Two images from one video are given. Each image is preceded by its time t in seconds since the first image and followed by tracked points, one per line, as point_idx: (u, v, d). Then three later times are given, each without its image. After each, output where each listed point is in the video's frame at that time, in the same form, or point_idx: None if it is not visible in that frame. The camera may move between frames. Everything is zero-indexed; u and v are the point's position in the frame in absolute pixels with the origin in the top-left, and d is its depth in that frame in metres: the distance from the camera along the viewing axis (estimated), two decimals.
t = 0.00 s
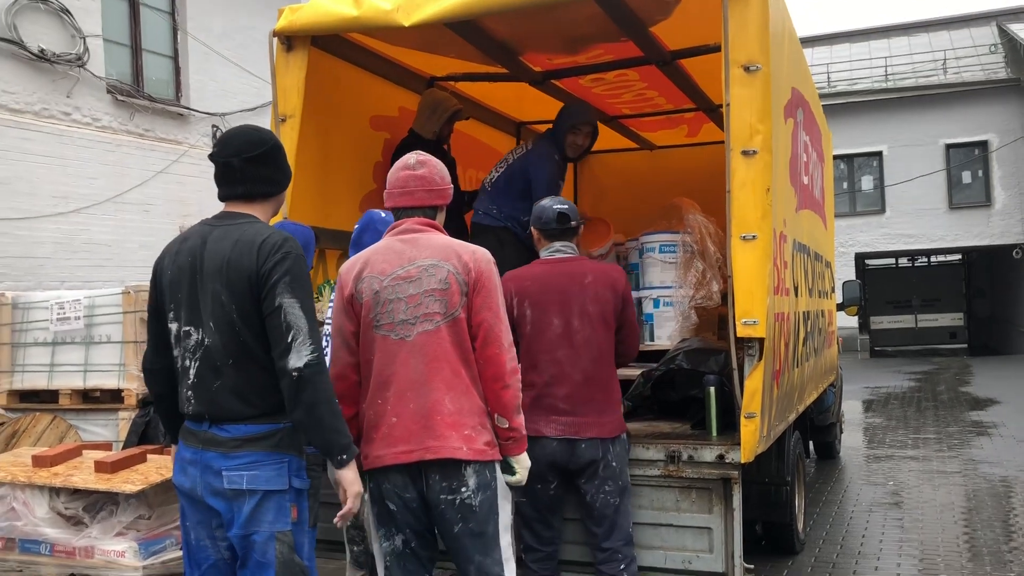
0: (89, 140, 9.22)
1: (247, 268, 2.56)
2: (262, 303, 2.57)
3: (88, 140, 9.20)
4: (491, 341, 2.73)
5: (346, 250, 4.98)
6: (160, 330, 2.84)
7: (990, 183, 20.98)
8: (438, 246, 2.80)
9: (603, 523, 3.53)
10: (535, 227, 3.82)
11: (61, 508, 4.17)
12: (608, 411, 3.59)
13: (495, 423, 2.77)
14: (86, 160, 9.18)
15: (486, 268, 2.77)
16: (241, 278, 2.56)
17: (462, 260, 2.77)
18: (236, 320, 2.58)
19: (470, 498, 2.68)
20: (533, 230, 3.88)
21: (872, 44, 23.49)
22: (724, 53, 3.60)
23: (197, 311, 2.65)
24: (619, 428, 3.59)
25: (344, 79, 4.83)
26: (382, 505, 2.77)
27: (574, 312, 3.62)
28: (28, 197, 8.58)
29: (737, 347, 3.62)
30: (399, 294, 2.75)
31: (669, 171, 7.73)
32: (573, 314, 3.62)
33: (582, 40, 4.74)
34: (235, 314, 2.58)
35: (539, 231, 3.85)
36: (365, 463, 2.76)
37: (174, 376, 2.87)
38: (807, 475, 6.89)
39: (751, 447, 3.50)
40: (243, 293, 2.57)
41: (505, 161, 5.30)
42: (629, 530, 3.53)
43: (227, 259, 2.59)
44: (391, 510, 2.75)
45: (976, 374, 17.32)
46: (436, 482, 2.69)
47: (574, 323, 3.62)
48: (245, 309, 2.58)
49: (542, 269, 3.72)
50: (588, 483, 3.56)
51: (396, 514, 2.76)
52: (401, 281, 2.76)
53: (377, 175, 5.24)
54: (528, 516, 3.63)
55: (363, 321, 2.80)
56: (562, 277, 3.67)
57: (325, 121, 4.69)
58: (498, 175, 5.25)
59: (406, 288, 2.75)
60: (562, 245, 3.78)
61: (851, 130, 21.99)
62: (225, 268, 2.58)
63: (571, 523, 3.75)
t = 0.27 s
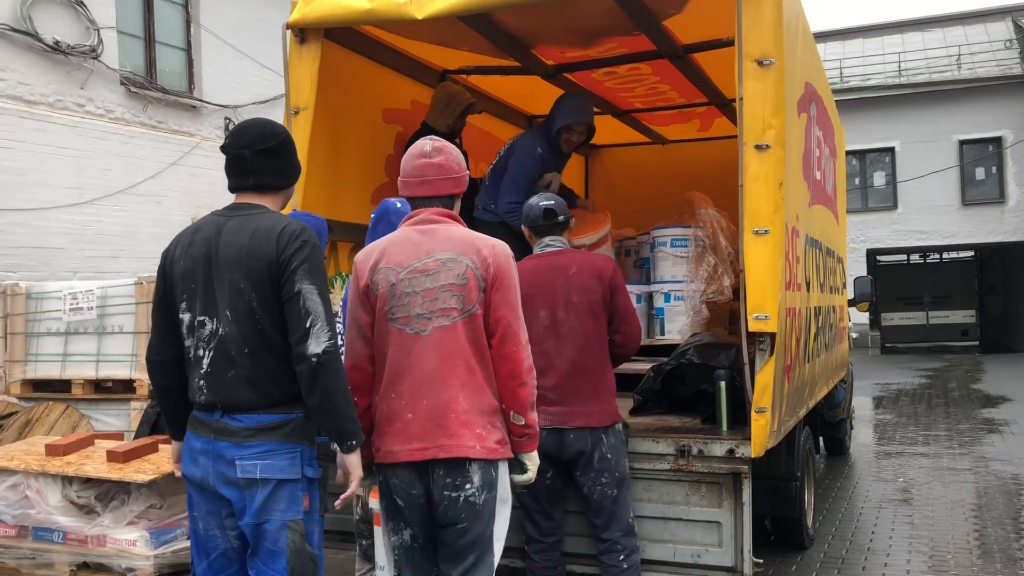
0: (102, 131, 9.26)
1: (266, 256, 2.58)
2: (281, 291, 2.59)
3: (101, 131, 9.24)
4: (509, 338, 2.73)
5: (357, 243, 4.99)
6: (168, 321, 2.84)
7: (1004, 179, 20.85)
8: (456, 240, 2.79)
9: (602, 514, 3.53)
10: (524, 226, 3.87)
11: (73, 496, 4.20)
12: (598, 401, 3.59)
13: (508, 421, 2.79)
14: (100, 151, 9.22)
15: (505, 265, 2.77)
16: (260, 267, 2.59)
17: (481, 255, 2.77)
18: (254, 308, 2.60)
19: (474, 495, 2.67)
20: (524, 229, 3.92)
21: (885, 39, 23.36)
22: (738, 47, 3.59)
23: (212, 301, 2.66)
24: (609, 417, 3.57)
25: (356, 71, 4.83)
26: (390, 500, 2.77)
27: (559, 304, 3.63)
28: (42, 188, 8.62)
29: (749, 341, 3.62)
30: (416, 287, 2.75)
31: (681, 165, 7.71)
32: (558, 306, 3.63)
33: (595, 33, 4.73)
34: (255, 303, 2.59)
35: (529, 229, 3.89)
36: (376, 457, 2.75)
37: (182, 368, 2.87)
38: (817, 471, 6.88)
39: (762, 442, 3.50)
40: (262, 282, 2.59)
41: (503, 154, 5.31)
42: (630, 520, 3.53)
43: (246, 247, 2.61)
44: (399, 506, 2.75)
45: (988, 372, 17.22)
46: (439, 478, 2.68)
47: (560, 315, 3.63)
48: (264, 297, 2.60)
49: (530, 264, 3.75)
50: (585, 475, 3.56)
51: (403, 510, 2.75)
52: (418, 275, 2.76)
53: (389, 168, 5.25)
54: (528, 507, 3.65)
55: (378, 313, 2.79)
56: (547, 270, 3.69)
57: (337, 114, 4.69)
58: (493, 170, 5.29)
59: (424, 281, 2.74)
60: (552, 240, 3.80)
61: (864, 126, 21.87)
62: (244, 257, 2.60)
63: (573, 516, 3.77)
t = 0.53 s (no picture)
0: (105, 130, 9.27)
1: (260, 255, 2.58)
2: (276, 290, 2.59)
3: (103, 130, 9.25)
4: (509, 345, 2.72)
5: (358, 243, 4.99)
6: (165, 323, 2.84)
7: (1006, 181, 20.84)
8: (464, 243, 2.79)
9: (598, 519, 3.53)
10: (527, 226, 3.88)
11: (74, 495, 4.21)
12: (594, 406, 3.57)
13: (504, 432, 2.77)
14: (102, 150, 9.23)
15: (510, 273, 2.76)
16: (254, 267, 2.58)
17: (488, 260, 2.76)
18: (249, 308, 2.60)
19: (464, 501, 2.67)
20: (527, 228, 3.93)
21: (888, 40, 23.35)
22: (739, 49, 3.59)
23: (207, 302, 2.66)
24: (605, 423, 3.56)
25: (358, 72, 4.83)
26: (378, 503, 2.76)
27: (553, 308, 3.63)
28: (44, 186, 8.63)
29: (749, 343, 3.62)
30: (417, 285, 2.74)
31: (682, 166, 7.72)
32: (552, 310, 3.64)
33: (598, 34, 4.73)
34: (250, 303, 2.60)
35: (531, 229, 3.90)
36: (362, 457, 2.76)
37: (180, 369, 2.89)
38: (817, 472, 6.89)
39: (762, 444, 3.50)
40: (256, 281, 2.59)
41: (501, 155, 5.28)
42: (626, 525, 3.53)
43: (239, 247, 2.61)
44: (386, 508, 2.74)
45: (988, 373, 17.23)
46: (431, 482, 2.67)
47: (554, 319, 3.63)
48: (259, 297, 2.60)
49: (529, 266, 3.76)
50: (580, 480, 3.55)
51: (391, 512, 2.74)
52: (420, 272, 2.75)
53: (391, 168, 5.26)
54: (527, 508, 3.66)
55: (376, 306, 2.79)
56: (544, 273, 3.70)
57: (339, 114, 4.70)
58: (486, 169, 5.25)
59: (425, 280, 2.74)
60: (552, 241, 3.81)
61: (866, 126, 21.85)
62: (238, 258, 2.60)
63: (571, 518, 3.78)
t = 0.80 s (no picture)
0: (94, 135, 9.21)
1: (239, 262, 2.56)
2: (256, 296, 2.55)
3: (92, 135, 9.20)
4: (480, 351, 2.68)
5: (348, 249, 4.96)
6: (149, 331, 2.81)
7: (996, 187, 20.92)
8: (431, 248, 2.75)
9: (593, 529, 3.50)
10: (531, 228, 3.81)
11: (59, 504, 4.14)
12: (590, 416, 3.53)
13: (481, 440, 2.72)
14: (91, 155, 9.18)
15: (480, 277, 2.72)
16: (234, 273, 2.55)
17: (456, 265, 2.72)
18: (229, 315, 2.56)
19: (437, 511, 2.65)
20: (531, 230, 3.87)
21: (879, 47, 23.45)
22: (730, 55, 3.57)
23: (188, 310, 2.63)
24: (600, 433, 3.51)
25: (349, 77, 4.81)
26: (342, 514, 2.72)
27: (550, 315, 3.59)
28: (32, 191, 8.57)
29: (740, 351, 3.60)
30: (386, 293, 2.72)
31: (674, 172, 7.72)
32: (549, 317, 3.60)
33: (588, 40, 4.72)
34: (230, 310, 2.56)
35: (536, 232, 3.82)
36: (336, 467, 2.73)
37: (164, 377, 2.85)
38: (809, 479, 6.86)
39: (753, 453, 3.47)
40: (236, 288, 2.55)
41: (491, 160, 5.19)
42: (621, 536, 3.48)
43: (219, 254, 2.58)
44: (353, 520, 2.70)
45: (980, 379, 17.25)
46: (403, 493, 2.65)
47: (551, 327, 3.59)
48: (239, 303, 2.56)
49: (529, 270, 3.73)
50: (575, 490, 3.52)
51: (358, 525, 2.70)
52: (388, 280, 2.73)
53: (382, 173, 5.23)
54: (523, 515, 3.65)
55: (345, 316, 2.78)
56: (542, 278, 3.66)
57: (329, 119, 4.67)
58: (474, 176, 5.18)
59: (393, 288, 2.72)
60: (556, 246, 3.75)
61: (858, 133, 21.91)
62: (218, 264, 2.57)
63: (569, 527, 3.73)
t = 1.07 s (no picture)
0: (88, 139, 9.20)
1: (228, 266, 2.56)
2: (244, 300, 2.56)
3: (86, 139, 9.19)
4: (432, 353, 2.66)
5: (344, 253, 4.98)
6: (143, 336, 2.82)
7: (988, 192, 21.03)
8: (382, 251, 2.76)
9: (599, 532, 3.51)
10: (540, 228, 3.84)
11: (54, 508, 4.15)
12: (601, 422, 3.56)
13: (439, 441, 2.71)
14: (85, 159, 9.16)
15: (430, 279, 2.70)
16: (224, 277, 2.56)
17: (407, 267, 2.72)
18: (220, 319, 2.57)
19: (394, 514, 2.65)
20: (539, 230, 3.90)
21: (872, 53, 23.57)
22: (725, 60, 3.60)
23: (180, 314, 2.64)
24: (613, 439, 3.55)
25: (344, 82, 4.83)
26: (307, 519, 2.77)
27: (564, 322, 3.63)
28: (26, 196, 8.56)
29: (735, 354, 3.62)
30: (339, 299, 2.75)
31: (668, 177, 7.76)
32: (563, 324, 3.63)
33: (583, 46, 4.74)
34: (219, 313, 2.57)
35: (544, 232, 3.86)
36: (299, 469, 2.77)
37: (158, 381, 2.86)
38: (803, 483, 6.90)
39: (747, 455, 3.51)
40: (225, 292, 2.56)
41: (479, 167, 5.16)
42: (626, 540, 3.49)
43: (210, 259, 2.59)
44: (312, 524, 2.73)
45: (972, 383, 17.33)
46: (357, 495, 2.66)
47: (564, 334, 3.62)
48: (228, 307, 2.57)
49: (540, 274, 3.76)
50: (585, 492, 3.54)
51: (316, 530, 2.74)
52: (341, 286, 2.75)
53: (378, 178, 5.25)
54: (529, 520, 3.67)
55: (303, 323, 2.81)
56: (554, 284, 3.69)
57: (325, 124, 4.70)
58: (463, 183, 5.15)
59: (345, 293, 2.74)
60: (565, 248, 3.79)
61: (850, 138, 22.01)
62: (208, 269, 2.58)
63: (574, 531, 3.74)
